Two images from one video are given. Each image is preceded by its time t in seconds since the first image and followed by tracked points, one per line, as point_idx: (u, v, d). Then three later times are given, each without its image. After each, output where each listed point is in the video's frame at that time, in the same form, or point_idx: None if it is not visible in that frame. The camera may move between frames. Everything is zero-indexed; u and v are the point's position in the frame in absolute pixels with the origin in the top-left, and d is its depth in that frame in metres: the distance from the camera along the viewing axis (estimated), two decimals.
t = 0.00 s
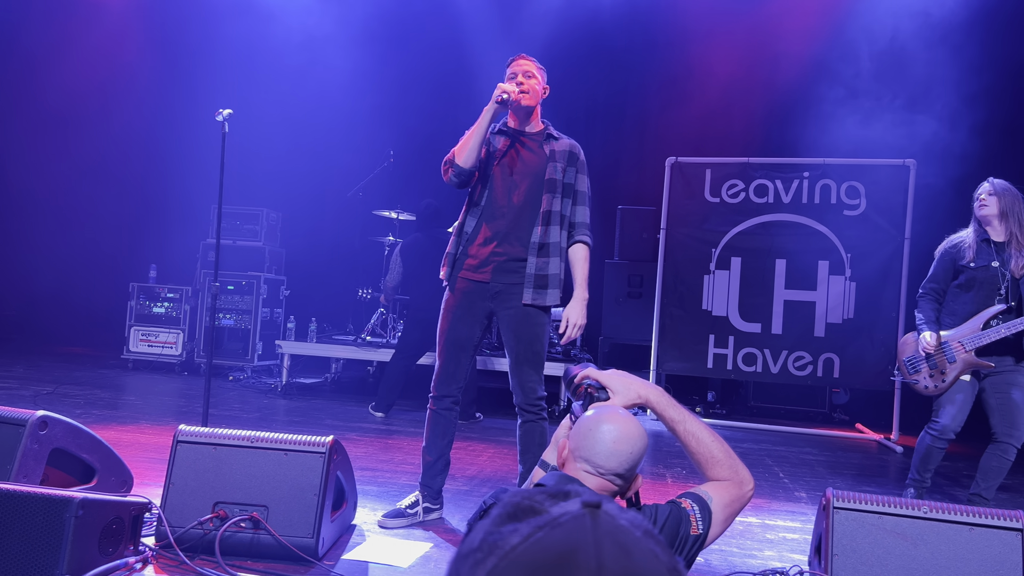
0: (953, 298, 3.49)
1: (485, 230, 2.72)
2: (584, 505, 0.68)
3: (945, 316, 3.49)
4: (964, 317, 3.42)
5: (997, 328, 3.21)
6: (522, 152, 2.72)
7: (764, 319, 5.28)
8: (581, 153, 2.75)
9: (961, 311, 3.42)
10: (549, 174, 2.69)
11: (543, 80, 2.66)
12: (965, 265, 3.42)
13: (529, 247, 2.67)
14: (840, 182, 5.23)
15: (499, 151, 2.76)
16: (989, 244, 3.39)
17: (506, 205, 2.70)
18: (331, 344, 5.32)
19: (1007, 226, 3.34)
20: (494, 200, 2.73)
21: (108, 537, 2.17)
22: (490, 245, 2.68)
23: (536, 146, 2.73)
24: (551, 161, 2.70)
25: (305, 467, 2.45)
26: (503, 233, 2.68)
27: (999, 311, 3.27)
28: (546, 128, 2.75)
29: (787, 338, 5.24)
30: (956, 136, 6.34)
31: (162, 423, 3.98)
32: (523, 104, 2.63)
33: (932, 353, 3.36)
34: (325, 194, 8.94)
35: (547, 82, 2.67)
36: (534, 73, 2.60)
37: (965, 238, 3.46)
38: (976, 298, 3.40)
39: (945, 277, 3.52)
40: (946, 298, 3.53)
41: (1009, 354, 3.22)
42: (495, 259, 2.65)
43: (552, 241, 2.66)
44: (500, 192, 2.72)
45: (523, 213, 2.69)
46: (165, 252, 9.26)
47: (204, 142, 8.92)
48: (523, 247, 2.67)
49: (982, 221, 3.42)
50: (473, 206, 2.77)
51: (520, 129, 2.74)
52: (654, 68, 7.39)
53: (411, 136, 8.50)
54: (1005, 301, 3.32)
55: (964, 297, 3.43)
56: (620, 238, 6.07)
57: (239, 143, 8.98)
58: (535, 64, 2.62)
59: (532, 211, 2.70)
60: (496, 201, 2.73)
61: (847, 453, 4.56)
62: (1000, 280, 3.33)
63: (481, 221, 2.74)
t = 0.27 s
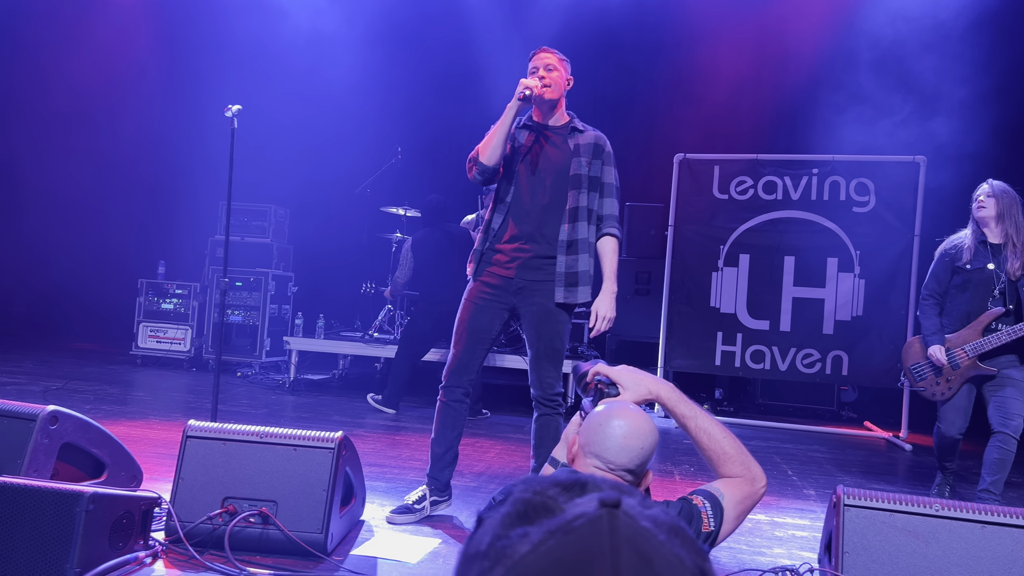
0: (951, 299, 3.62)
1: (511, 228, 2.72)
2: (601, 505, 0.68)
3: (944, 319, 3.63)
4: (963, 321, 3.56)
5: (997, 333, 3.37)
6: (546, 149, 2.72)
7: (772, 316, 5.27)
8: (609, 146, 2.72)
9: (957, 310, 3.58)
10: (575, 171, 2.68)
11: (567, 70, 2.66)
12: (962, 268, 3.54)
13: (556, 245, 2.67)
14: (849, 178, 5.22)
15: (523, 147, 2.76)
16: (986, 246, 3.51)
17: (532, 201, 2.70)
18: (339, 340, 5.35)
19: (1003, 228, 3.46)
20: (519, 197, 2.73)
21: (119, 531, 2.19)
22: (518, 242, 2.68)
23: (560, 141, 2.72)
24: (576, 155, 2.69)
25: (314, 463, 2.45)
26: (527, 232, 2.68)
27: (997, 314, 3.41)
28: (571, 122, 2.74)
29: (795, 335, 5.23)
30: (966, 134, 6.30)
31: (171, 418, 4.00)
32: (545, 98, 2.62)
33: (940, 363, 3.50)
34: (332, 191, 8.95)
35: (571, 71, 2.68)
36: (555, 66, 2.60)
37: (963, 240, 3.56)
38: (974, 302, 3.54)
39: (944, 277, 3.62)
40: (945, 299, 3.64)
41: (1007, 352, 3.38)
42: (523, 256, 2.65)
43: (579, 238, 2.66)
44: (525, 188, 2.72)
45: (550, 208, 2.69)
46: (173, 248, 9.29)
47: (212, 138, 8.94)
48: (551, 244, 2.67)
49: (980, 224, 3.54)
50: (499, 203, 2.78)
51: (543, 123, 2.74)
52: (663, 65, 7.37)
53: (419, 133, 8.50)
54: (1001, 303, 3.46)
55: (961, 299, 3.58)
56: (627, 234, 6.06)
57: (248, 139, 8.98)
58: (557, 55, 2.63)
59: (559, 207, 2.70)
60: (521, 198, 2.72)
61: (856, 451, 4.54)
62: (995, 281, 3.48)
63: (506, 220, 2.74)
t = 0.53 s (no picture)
0: (944, 301, 3.68)
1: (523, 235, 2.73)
2: (622, 507, 0.66)
3: (939, 319, 3.70)
4: (955, 320, 3.61)
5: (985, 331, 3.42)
6: (555, 150, 2.71)
7: (781, 314, 5.25)
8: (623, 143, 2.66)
9: (950, 312, 3.63)
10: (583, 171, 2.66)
11: (573, 63, 2.63)
12: (954, 270, 3.62)
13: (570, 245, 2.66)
14: (859, 175, 5.19)
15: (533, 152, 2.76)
16: (976, 249, 3.58)
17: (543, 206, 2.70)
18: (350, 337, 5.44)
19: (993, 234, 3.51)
20: (531, 203, 2.73)
21: (130, 528, 2.18)
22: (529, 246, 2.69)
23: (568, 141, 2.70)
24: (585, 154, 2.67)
25: (324, 460, 2.45)
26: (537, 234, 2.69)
27: (985, 313, 3.46)
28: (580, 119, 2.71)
29: (805, 333, 5.21)
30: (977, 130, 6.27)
31: (181, 415, 4.00)
32: (548, 103, 2.62)
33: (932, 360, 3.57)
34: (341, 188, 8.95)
35: (579, 62, 2.64)
36: (553, 67, 2.58)
37: (952, 245, 3.67)
38: (964, 302, 3.59)
39: (938, 281, 3.71)
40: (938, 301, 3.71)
41: (997, 350, 3.42)
42: (533, 256, 2.67)
43: (592, 236, 2.64)
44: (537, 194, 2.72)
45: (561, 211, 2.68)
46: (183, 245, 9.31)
47: (222, 133, 8.96)
48: (562, 244, 2.67)
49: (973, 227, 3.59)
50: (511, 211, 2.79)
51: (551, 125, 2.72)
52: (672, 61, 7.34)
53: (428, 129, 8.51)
54: (992, 302, 3.50)
55: (953, 300, 3.63)
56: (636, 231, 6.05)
57: (258, 134, 9.00)
58: (561, 50, 2.59)
59: (569, 208, 2.69)
60: (533, 203, 2.73)
61: (866, 449, 4.53)
62: (985, 282, 3.53)
63: (519, 222, 2.75)
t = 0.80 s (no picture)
0: (959, 293, 3.67)
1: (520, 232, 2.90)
2: (646, 491, 0.63)
3: (953, 310, 3.68)
4: (967, 310, 3.59)
5: (994, 317, 3.39)
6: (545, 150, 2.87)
7: (797, 310, 5.23)
8: (607, 128, 2.73)
9: (963, 303, 3.61)
10: (568, 159, 2.74)
11: (561, 71, 2.83)
12: (966, 264, 3.63)
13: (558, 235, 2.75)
14: (876, 170, 5.15)
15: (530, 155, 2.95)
16: (988, 242, 3.57)
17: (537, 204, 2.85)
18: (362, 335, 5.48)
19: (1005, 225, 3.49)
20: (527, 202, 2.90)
21: (150, 524, 2.20)
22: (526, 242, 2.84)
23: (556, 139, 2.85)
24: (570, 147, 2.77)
25: (341, 456, 2.47)
26: (529, 230, 2.83)
27: (994, 299, 3.42)
28: (568, 117, 2.84)
29: (820, 329, 5.18)
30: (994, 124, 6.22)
31: (198, 412, 4.03)
32: (540, 111, 2.86)
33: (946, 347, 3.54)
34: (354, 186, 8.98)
35: (567, 70, 2.83)
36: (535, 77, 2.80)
37: (962, 240, 3.68)
38: (976, 292, 3.56)
39: (952, 275, 3.71)
40: (954, 294, 3.70)
41: (1006, 336, 3.38)
42: (528, 253, 2.80)
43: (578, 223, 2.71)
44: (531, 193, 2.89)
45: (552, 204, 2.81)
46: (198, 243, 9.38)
47: (237, 132, 9.01)
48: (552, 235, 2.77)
49: (988, 218, 3.55)
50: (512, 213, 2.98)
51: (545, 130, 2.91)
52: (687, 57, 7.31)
53: (441, 127, 8.52)
54: (1002, 288, 3.45)
55: (966, 292, 3.61)
56: (650, 227, 6.05)
57: (273, 133, 9.04)
58: (547, 60, 2.80)
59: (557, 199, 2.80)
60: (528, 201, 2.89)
61: (883, 446, 4.50)
62: (996, 272, 3.51)
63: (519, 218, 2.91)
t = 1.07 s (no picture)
0: (997, 286, 3.62)
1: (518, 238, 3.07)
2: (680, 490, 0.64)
3: (990, 303, 3.62)
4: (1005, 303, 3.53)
5: None
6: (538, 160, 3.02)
7: (821, 306, 5.18)
8: (579, 139, 2.83)
9: (1001, 294, 3.56)
10: (542, 169, 2.92)
11: (555, 85, 2.95)
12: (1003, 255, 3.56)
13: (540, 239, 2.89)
14: (901, 164, 5.09)
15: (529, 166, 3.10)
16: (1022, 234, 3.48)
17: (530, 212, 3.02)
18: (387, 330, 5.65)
19: None
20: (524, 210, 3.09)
21: (179, 520, 2.23)
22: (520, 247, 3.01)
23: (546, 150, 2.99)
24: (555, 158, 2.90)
25: (367, 453, 2.47)
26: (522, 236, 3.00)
27: None
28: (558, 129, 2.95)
29: (845, 325, 5.13)
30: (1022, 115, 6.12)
31: (224, 409, 4.06)
32: (531, 124, 2.97)
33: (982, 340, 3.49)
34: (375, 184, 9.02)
35: (561, 84, 2.95)
36: (529, 90, 2.93)
37: (1001, 232, 3.61)
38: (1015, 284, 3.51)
39: (990, 267, 3.65)
40: (993, 287, 3.64)
41: None
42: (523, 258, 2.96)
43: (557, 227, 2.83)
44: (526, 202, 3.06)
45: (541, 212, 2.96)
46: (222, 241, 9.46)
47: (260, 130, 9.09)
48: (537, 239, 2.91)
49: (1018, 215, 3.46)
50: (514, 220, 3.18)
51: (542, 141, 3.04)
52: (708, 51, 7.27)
53: (461, 124, 8.54)
54: None
55: (1005, 284, 3.56)
56: (672, 222, 6.02)
57: (294, 131, 9.09)
58: (542, 74, 2.93)
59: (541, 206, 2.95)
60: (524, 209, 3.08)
61: (910, 442, 4.45)
62: None
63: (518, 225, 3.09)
